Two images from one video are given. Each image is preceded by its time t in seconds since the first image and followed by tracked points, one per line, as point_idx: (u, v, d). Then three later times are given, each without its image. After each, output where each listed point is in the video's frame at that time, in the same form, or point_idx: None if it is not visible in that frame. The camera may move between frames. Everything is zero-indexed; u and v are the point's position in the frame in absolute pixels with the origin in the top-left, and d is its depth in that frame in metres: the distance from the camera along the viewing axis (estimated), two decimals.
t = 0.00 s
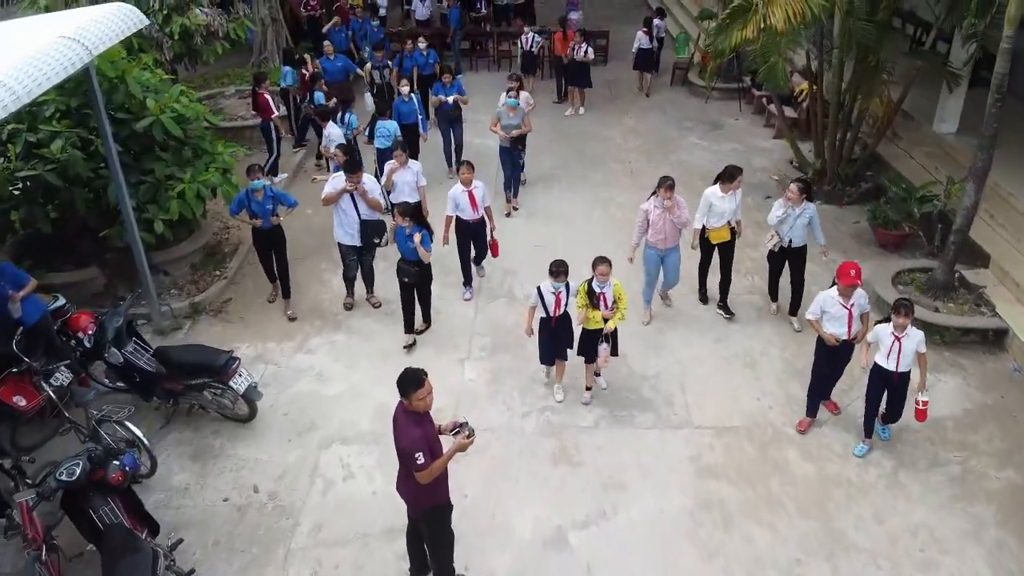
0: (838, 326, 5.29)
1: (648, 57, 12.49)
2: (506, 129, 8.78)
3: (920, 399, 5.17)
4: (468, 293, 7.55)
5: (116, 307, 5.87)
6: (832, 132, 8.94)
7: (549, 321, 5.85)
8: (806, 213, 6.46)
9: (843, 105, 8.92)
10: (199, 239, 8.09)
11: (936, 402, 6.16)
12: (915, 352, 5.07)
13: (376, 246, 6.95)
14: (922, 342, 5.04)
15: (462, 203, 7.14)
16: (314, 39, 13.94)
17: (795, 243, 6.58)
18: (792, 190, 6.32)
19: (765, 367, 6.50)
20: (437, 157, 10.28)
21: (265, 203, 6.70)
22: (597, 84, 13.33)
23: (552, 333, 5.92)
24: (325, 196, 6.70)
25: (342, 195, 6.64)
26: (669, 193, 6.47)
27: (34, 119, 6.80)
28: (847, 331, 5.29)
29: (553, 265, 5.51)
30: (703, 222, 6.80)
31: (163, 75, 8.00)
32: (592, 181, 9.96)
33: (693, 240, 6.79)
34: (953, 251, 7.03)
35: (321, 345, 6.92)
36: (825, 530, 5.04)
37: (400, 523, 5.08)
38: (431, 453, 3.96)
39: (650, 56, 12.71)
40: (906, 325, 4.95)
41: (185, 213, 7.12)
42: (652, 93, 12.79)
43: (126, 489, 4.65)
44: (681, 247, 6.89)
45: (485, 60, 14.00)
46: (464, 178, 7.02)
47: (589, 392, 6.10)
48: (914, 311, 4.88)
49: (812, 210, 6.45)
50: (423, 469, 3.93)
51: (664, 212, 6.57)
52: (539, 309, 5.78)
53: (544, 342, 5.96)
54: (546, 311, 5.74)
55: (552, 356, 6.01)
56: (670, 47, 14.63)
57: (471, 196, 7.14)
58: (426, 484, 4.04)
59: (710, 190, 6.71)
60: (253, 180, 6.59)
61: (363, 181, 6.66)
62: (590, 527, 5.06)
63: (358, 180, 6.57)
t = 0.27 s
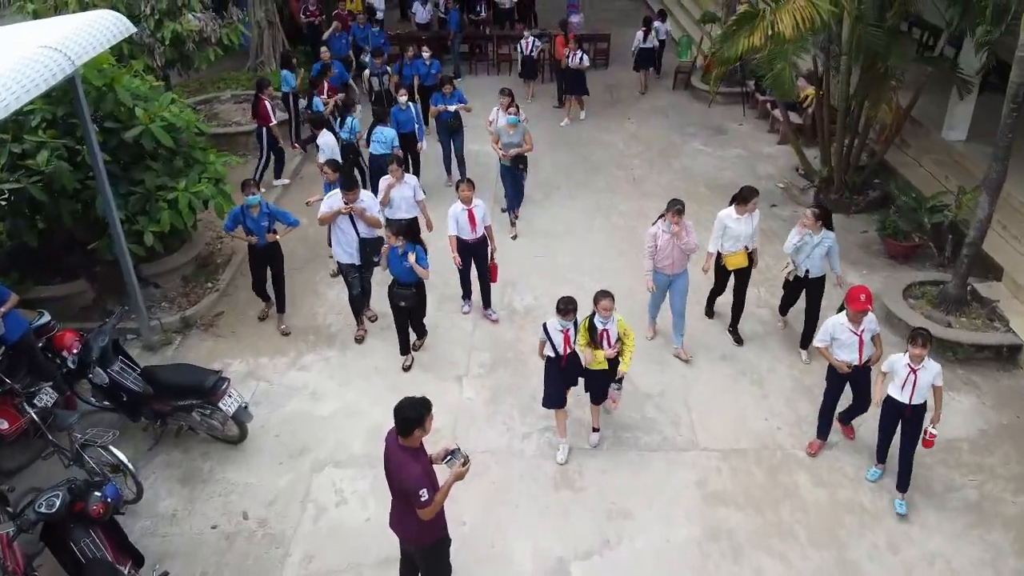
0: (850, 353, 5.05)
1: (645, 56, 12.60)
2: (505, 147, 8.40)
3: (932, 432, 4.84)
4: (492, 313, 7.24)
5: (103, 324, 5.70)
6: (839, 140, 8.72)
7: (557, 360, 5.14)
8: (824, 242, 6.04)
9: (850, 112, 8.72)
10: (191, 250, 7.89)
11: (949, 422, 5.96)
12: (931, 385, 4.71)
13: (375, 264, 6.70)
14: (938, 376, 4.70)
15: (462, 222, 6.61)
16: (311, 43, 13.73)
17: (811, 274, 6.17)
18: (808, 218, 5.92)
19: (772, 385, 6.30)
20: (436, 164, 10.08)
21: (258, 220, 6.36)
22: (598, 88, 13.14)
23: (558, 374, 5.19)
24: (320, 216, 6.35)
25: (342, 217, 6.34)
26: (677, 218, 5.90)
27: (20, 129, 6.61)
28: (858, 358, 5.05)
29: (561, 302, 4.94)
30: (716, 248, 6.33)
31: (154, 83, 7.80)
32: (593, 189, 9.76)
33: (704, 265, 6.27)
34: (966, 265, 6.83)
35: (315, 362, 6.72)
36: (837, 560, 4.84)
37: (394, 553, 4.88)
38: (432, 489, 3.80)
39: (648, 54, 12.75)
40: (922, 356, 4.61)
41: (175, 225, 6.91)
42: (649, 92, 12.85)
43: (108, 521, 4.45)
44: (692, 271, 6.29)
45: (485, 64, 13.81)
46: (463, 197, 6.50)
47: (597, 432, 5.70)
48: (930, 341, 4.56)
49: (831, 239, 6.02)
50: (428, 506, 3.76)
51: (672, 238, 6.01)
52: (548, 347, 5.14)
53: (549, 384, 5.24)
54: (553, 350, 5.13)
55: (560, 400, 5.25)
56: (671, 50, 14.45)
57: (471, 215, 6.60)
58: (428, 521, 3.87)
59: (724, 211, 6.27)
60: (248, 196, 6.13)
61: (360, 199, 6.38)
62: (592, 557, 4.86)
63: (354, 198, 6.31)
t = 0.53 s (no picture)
0: (870, 381, 4.82)
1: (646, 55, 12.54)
2: (509, 164, 7.93)
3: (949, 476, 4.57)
4: (495, 341, 6.85)
5: (87, 343, 5.48)
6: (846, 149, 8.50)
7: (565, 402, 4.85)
8: (843, 266, 5.66)
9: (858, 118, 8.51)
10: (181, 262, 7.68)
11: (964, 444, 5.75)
12: (954, 429, 4.41)
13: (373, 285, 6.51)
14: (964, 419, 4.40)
15: (470, 246, 6.25)
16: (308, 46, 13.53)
17: (827, 298, 5.81)
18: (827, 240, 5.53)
19: (780, 404, 6.09)
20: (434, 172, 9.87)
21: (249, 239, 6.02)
22: (599, 92, 12.92)
23: (568, 415, 4.91)
24: (314, 238, 6.09)
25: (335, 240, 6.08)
26: (692, 245, 5.58)
27: (4, 139, 6.39)
28: (880, 387, 4.81)
29: (564, 337, 4.58)
30: (728, 270, 5.95)
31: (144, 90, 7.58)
32: (594, 196, 9.55)
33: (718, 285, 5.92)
34: (979, 279, 6.63)
35: (309, 379, 6.51)
36: None
37: None
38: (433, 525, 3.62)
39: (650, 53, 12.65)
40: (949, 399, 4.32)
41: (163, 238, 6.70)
42: (649, 92, 12.79)
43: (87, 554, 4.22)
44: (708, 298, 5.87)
45: (484, 67, 13.60)
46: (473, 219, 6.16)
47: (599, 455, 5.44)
48: (957, 380, 4.29)
49: (851, 263, 5.64)
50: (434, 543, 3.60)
51: (688, 263, 5.69)
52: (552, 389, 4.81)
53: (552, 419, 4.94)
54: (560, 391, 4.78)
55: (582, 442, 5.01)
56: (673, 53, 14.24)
57: (480, 240, 6.24)
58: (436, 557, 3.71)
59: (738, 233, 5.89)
60: (240, 213, 5.84)
61: (352, 215, 6.11)
62: None
63: (344, 213, 6.02)
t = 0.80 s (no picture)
0: (910, 416, 4.54)
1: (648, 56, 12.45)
2: (512, 186, 7.37)
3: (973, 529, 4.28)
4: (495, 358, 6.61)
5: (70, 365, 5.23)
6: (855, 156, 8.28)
7: (570, 456, 4.36)
8: (860, 301, 5.11)
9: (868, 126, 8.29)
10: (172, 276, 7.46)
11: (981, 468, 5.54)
12: (978, 473, 4.15)
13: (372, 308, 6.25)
14: (989, 466, 4.13)
15: (477, 271, 5.89)
16: (305, 49, 13.33)
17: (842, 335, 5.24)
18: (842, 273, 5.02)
19: (790, 425, 5.87)
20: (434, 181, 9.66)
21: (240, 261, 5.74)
22: (601, 96, 12.72)
23: (572, 465, 4.39)
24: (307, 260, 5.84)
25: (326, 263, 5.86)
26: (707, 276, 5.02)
27: None
28: (920, 424, 4.53)
29: (575, 384, 4.19)
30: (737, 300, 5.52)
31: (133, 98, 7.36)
32: (596, 205, 9.33)
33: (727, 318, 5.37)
34: (995, 295, 6.41)
35: (302, 399, 6.29)
36: None
37: None
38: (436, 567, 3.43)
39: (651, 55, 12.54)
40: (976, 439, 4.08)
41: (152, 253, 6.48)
42: (650, 92, 12.71)
43: None
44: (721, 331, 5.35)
45: (484, 71, 13.39)
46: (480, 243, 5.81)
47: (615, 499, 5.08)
48: (983, 424, 4.01)
49: (869, 298, 5.09)
50: None
51: (699, 296, 5.14)
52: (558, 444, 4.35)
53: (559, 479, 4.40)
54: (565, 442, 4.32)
55: (587, 500, 4.45)
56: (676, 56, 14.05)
57: (488, 264, 5.88)
58: None
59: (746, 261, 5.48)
60: (228, 235, 5.60)
61: (346, 233, 5.83)
62: None
63: (337, 230, 5.75)
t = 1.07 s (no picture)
0: (952, 455, 4.22)
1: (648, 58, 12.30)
2: (511, 207, 6.86)
3: None
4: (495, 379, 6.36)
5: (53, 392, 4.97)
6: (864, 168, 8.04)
7: (581, 521, 4.02)
8: (882, 335, 4.79)
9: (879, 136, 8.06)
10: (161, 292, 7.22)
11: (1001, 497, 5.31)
12: (999, 517, 3.90)
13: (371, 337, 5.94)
14: (1013, 511, 3.88)
15: (479, 308, 5.41)
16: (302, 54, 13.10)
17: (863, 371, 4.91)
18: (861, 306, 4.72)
19: (802, 452, 5.64)
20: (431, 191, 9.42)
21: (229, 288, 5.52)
22: (602, 101, 12.49)
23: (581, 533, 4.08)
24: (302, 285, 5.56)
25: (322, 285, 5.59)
26: (718, 315, 4.68)
27: None
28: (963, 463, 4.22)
29: (586, 445, 3.79)
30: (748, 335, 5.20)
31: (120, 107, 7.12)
32: (598, 215, 9.10)
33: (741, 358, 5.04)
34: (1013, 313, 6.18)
35: (295, 423, 6.06)
36: None
37: None
38: None
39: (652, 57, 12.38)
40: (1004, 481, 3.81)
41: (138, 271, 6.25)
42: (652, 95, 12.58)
43: None
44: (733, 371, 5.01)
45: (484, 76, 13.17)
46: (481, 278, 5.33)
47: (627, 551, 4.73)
48: (1013, 468, 3.74)
49: (891, 332, 4.77)
50: None
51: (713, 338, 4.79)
52: (567, 503, 4.00)
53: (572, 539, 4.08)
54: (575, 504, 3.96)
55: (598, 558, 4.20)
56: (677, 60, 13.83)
57: (490, 299, 5.40)
58: None
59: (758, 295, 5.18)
60: (215, 259, 5.36)
61: (343, 258, 5.59)
62: None
63: (333, 256, 5.53)
